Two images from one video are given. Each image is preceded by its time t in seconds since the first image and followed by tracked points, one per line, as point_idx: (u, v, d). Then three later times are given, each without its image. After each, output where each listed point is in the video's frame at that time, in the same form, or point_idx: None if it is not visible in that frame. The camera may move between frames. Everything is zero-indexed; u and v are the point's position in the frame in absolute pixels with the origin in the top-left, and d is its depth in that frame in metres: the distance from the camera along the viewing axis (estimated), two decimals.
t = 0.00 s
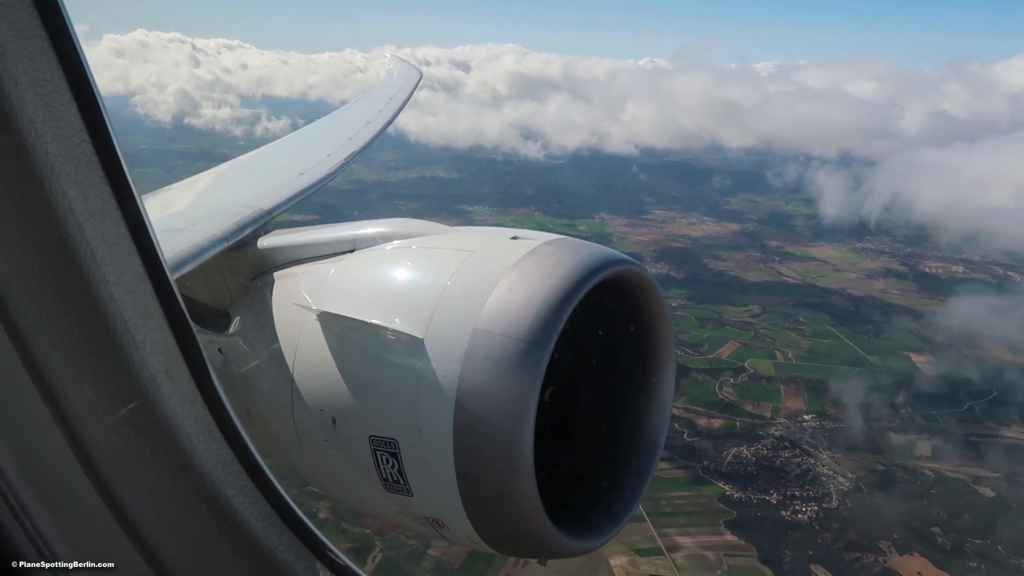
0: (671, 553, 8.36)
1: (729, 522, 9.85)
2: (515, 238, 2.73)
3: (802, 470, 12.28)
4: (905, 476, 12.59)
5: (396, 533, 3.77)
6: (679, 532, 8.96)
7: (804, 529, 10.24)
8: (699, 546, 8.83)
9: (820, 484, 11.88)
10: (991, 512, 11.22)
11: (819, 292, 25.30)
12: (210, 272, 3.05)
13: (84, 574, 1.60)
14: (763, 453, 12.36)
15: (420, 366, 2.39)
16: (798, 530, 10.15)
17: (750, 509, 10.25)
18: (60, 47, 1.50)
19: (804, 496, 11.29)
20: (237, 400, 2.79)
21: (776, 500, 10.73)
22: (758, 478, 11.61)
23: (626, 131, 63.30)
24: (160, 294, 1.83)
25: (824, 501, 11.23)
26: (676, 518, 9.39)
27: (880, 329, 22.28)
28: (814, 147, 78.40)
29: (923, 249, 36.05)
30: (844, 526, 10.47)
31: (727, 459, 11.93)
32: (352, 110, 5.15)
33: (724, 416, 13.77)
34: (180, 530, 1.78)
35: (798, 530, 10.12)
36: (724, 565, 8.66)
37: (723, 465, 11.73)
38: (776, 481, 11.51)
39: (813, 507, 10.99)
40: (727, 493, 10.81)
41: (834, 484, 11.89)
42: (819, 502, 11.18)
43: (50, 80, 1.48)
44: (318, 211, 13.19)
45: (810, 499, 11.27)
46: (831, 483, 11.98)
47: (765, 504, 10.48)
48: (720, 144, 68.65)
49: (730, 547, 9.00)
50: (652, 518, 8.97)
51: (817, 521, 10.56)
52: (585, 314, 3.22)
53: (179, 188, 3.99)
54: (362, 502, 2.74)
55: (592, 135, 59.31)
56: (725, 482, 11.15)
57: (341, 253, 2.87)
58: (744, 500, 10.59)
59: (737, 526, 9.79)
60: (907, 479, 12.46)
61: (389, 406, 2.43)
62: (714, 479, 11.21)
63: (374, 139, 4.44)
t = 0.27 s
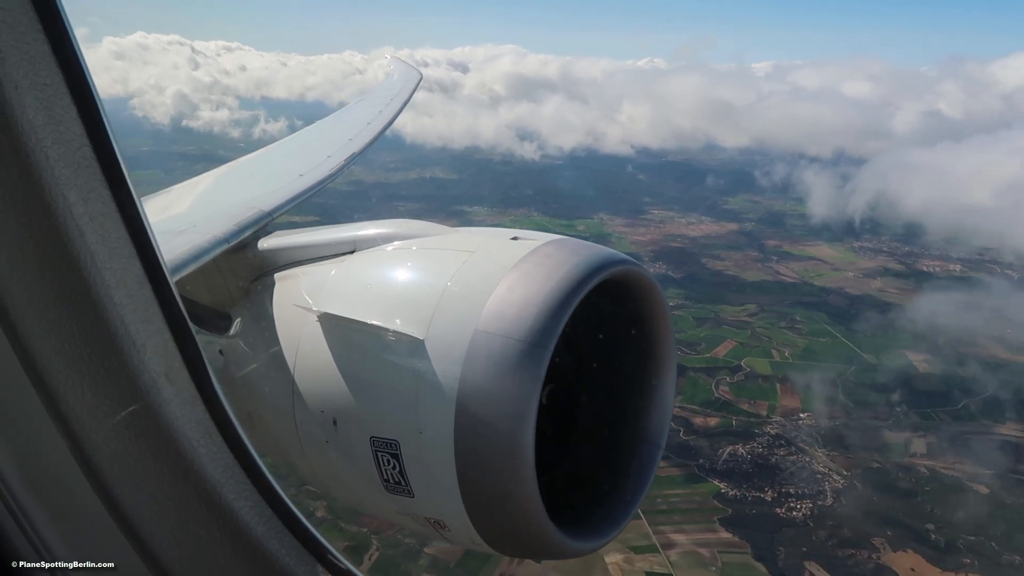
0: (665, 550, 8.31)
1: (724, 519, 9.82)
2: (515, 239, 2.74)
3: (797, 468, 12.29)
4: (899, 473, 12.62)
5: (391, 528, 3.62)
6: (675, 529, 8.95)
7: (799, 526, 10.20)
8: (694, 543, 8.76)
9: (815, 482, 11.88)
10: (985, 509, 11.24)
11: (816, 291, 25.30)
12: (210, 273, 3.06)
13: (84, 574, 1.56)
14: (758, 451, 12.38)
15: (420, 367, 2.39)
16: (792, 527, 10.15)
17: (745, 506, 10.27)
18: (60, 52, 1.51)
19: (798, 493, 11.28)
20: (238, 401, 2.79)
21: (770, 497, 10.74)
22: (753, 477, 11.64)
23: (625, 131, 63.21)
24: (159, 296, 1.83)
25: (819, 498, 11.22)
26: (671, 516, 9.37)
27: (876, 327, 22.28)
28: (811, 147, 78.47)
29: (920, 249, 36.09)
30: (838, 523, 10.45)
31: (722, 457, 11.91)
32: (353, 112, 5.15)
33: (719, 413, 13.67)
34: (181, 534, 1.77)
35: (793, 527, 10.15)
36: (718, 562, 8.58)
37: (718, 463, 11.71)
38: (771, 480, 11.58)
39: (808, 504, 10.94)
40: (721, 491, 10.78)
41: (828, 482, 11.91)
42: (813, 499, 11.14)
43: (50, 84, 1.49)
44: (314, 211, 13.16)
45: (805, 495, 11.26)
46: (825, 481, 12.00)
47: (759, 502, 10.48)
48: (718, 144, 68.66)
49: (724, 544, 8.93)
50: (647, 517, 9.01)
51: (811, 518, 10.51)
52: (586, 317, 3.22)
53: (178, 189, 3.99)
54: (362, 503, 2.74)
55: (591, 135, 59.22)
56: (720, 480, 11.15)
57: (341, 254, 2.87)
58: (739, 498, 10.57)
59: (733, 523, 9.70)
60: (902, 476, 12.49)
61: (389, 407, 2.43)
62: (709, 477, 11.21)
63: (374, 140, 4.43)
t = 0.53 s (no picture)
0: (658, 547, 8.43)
1: (718, 516, 9.71)
2: (514, 239, 2.74)
3: (791, 464, 12.17)
4: (892, 470, 12.66)
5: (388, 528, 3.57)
6: (668, 526, 8.96)
7: (792, 523, 10.06)
8: (687, 540, 8.78)
9: (809, 478, 11.75)
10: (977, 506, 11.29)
11: (811, 289, 25.33)
12: (209, 275, 3.06)
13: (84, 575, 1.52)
14: (752, 449, 12.21)
15: (420, 367, 2.39)
16: (785, 524, 10.00)
17: (738, 504, 10.18)
18: (57, 56, 1.51)
19: (792, 491, 11.13)
20: (236, 402, 2.79)
21: (763, 494, 10.59)
22: (746, 474, 11.54)
23: (622, 130, 63.12)
24: (158, 299, 1.83)
25: (813, 495, 11.11)
26: (664, 513, 9.29)
27: (870, 325, 22.33)
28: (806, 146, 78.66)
29: (913, 247, 36.20)
30: (830, 519, 10.42)
31: (715, 454, 11.80)
32: (351, 113, 5.14)
33: (714, 411, 13.66)
34: (180, 536, 1.77)
35: (786, 523, 10.00)
36: (711, 558, 8.56)
37: (712, 460, 11.59)
38: (764, 477, 11.46)
39: (801, 502, 10.79)
40: (715, 488, 10.67)
41: (822, 479, 11.78)
42: (806, 497, 11.00)
43: (48, 87, 1.48)
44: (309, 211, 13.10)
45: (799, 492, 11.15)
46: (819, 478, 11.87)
47: (753, 498, 10.35)
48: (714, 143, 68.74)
49: (718, 541, 8.98)
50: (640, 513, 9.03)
51: (803, 514, 10.34)
52: (586, 317, 3.23)
53: (177, 192, 3.98)
54: (362, 504, 2.74)
55: (587, 134, 59.10)
56: (714, 477, 11.06)
57: (339, 255, 2.88)
58: (732, 495, 10.46)
59: (726, 521, 9.69)
60: (895, 473, 12.53)
61: (389, 408, 2.43)
62: (703, 474, 11.11)
63: (372, 141, 4.43)
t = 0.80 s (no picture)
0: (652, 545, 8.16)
1: (712, 515, 9.62)
2: (514, 240, 2.74)
3: (785, 464, 12.24)
4: (887, 469, 12.64)
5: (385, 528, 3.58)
6: (662, 524, 8.72)
7: (786, 520, 9.81)
8: (681, 537, 8.59)
9: (802, 476, 11.84)
10: (970, 502, 11.31)
11: (808, 289, 25.32)
12: (210, 277, 3.07)
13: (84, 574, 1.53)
14: (747, 448, 12.26)
15: (420, 368, 2.39)
16: (780, 521, 9.75)
17: (733, 501, 9.91)
18: (59, 57, 1.51)
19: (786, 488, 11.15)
20: (237, 403, 2.79)
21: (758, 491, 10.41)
22: (742, 472, 11.43)
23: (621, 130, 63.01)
24: (159, 300, 1.83)
25: (807, 494, 11.11)
26: (659, 510, 9.09)
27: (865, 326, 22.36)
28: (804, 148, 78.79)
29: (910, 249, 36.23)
30: (824, 517, 10.29)
31: (710, 454, 11.80)
32: (351, 114, 5.14)
33: (710, 411, 13.62)
34: (180, 536, 1.77)
35: (781, 521, 9.72)
36: (704, 556, 8.38)
37: (707, 460, 11.58)
38: (759, 475, 11.36)
39: (795, 500, 10.69)
40: (709, 487, 10.58)
41: (815, 477, 11.88)
42: (801, 494, 11.01)
43: (49, 88, 1.48)
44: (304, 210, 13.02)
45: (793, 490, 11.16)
46: (813, 476, 11.95)
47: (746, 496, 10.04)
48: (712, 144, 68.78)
49: (712, 539, 8.83)
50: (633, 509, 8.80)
51: (797, 513, 10.14)
52: (586, 318, 3.23)
53: (178, 194, 3.99)
54: (363, 505, 2.74)
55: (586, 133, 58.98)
56: (708, 476, 10.95)
57: (340, 256, 2.88)
58: (727, 493, 10.33)
59: (720, 519, 9.55)
60: (889, 472, 12.53)
61: (390, 409, 2.44)
62: (697, 472, 11.02)
63: (373, 143, 4.43)
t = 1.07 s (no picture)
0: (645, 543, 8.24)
1: (705, 511, 9.63)
2: (514, 240, 2.74)
3: (779, 463, 12.16)
4: (880, 467, 12.66)
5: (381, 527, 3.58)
6: (655, 522, 8.70)
7: (778, 518, 9.88)
8: (674, 535, 8.61)
9: (795, 476, 11.73)
10: (961, 501, 11.41)
11: (804, 289, 25.39)
12: (209, 277, 3.06)
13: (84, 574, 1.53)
14: (742, 448, 12.14)
15: (420, 368, 2.39)
16: (772, 519, 9.84)
17: (725, 500, 9.90)
18: (57, 59, 1.51)
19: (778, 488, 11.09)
20: (237, 404, 2.79)
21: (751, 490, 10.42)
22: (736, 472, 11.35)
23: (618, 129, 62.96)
24: (159, 302, 1.83)
25: (800, 492, 11.07)
26: (652, 508, 9.06)
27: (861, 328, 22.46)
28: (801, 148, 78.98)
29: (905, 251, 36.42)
30: (816, 515, 10.25)
31: (704, 453, 11.73)
32: (351, 114, 5.15)
33: (703, 410, 13.56)
34: (180, 537, 1.77)
35: (773, 519, 9.81)
36: (696, 554, 8.45)
37: (700, 459, 11.54)
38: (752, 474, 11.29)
39: (787, 498, 10.68)
40: (702, 486, 10.53)
41: (808, 475, 11.82)
42: (793, 493, 10.98)
43: (46, 90, 1.48)
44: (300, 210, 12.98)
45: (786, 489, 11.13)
46: (806, 475, 11.87)
47: (740, 496, 10.11)
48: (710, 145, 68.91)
49: (704, 537, 8.90)
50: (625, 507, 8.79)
51: (790, 511, 10.14)
52: (586, 319, 3.23)
53: (178, 195, 3.99)
54: (363, 506, 2.74)
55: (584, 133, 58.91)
56: (701, 474, 10.89)
57: (339, 257, 2.88)
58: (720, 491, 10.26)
59: (713, 517, 9.54)
60: (883, 470, 12.54)
61: (389, 409, 2.43)
62: (690, 471, 10.97)
63: (372, 143, 4.44)
